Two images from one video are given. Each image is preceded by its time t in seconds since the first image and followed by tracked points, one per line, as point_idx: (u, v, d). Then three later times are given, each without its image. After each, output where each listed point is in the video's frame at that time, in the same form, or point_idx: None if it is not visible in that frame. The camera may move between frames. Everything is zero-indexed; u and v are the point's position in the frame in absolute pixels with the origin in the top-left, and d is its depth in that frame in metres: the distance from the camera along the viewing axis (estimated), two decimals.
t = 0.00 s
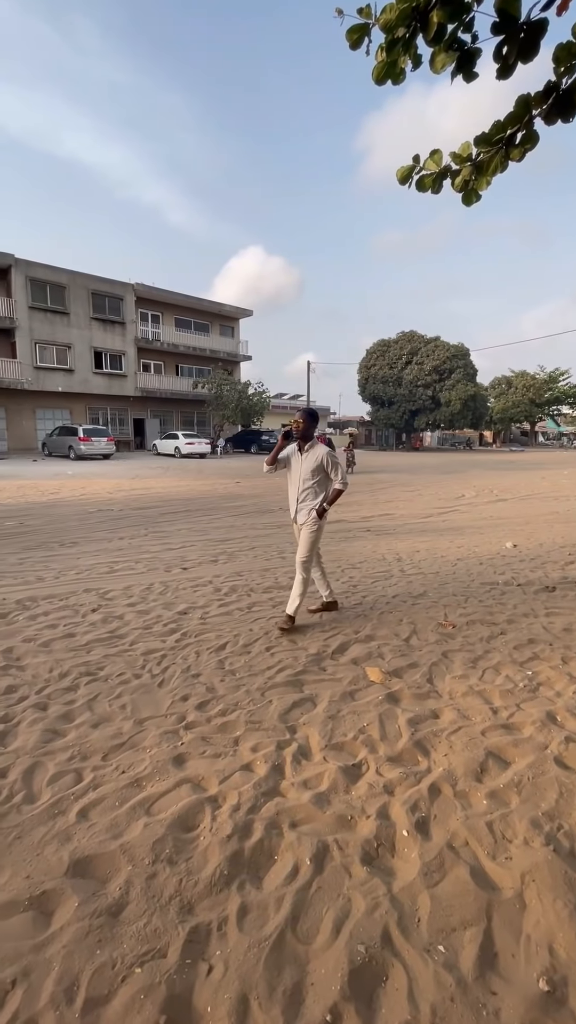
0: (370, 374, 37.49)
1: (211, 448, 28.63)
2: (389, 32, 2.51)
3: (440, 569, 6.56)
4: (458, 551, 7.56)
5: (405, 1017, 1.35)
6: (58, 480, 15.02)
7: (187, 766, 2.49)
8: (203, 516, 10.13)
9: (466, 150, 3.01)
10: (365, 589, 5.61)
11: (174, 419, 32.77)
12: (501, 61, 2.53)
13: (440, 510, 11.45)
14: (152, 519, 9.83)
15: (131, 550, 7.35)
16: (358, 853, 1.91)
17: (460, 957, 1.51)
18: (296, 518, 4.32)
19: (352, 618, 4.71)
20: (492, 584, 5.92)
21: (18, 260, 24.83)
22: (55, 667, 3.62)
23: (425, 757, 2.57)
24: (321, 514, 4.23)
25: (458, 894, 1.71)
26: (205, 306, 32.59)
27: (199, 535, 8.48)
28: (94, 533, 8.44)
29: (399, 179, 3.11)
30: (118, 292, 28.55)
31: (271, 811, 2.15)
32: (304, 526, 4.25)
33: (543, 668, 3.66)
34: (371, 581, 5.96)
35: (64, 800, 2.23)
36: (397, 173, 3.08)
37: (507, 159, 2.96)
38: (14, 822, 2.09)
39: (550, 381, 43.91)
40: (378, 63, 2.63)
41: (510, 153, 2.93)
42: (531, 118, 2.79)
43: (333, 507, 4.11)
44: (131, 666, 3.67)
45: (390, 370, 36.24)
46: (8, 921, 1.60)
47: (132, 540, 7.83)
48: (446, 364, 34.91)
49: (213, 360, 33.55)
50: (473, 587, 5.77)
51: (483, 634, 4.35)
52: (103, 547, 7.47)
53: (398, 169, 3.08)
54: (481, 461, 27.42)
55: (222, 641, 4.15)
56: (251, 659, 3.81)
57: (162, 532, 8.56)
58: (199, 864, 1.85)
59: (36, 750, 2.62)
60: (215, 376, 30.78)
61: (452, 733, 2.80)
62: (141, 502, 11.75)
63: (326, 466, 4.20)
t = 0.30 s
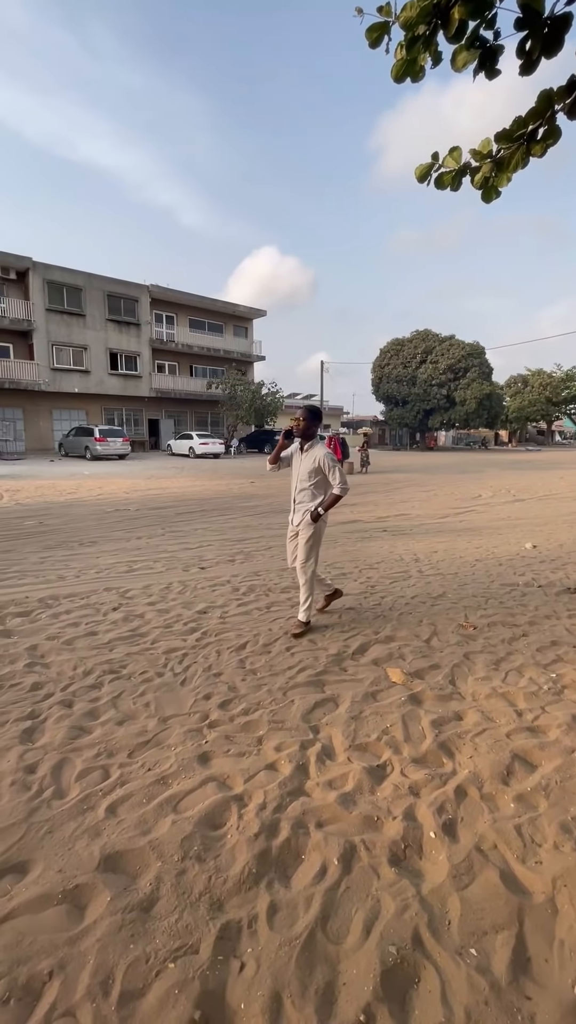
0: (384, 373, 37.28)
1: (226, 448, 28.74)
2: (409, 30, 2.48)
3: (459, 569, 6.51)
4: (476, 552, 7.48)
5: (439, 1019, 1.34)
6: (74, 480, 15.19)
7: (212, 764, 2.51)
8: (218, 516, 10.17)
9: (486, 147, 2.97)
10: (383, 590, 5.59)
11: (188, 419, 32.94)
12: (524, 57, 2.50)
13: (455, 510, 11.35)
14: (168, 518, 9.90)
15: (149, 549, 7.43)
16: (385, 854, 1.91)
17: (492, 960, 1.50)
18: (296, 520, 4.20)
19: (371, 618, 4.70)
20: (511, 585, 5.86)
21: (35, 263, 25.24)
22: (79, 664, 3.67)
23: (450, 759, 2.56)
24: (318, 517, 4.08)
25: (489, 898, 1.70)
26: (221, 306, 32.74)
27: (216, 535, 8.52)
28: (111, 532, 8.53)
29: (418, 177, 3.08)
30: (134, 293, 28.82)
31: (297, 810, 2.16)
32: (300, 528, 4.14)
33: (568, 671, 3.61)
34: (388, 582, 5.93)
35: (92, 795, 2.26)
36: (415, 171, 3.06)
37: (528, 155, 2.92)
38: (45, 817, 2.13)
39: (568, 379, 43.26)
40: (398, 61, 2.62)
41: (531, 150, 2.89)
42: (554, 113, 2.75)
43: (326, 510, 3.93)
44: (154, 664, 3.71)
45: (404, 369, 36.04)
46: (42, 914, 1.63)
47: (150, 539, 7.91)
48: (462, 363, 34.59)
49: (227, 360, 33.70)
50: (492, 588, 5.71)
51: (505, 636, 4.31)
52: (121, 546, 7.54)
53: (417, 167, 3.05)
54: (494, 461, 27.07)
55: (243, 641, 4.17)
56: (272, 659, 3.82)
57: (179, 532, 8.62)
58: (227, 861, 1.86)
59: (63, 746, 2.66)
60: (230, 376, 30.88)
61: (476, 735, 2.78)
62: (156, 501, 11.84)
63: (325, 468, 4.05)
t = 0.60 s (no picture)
0: (399, 371, 36.99)
1: (241, 447, 28.82)
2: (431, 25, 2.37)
3: (479, 569, 6.44)
4: (497, 552, 7.39)
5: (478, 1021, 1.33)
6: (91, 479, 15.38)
7: (239, 761, 2.53)
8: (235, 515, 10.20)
9: (508, 140, 2.77)
10: (403, 590, 5.55)
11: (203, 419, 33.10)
12: (550, 49, 2.45)
13: (471, 509, 11.22)
14: (184, 517, 9.96)
15: (168, 548, 7.47)
16: (417, 853, 1.90)
17: (530, 962, 1.48)
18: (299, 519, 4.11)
19: (392, 618, 4.67)
20: (532, 586, 5.78)
21: (54, 266, 25.62)
22: (105, 661, 3.72)
23: (478, 760, 2.53)
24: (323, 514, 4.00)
25: (524, 900, 1.69)
26: (237, 307, 32.84)
27: (233, 534, 8.55)
28: (130, 531, 8.62)
29: (437, 173, 2.77)
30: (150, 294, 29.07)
31: (327, 809, 2.16)
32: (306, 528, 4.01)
33: None
34: (409, 582, 5.89)
35: (123, 790, 2.29)
36: (435, 167, 2.75)
37: (552, 148, 2.75)
38: (77, 810, 2.16)
39: None
40: (418, 57, 2.52)
41: (555, 143, 2.71)
42: None
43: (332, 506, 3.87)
44: (178, 661, 3.74)
45: (420, 367, 35.76)
46: (79, 906, 1.66)
47: (169, 538, 7.96)
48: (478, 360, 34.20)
49: (241, 359, 33.83)
50: (513, 589, 5.64)
51: (529, 637, 4.25)
52: (141, 545, 7.61)
53: (436, 163, 2.74)
54: (510, 460, 26.64)
55: (265, 639, 4.18)
56: (295, 657, 3.83)
57: (196, 531, 8.67)
58: (259, 858, 1.87)
59: (92, 741, 2.70)
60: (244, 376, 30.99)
61: (505, 736, 2.75)
62: (172, 500, 11.93)
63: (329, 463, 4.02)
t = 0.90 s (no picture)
0: (413, 370, 36.67)
1: (254, 447, 28.86)
2: (451, 18, 2.25)
3: (497, 570, 6.37)
4: (517, 552, 7.29)
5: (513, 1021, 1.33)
6: (106, 479, 15.54)
7: (263, 759, 2.53)
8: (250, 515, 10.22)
9: (529, 134, 2.63)
10: (422, 590, 5.52)
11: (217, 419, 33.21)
12: (572, 39, 2.41)
13: (486, 508, 11.09)
14: (200, 517, 10.01)
15: (185, 547, 7.51)
16: (445, 853, 1.89)
17: (564, 964, 1.47)
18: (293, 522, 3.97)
19: (412, 618, 4.65)
20: (551, 586, 5.70)
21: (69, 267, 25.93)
22: (128, 659, 3.76)
23: (504, 761, 2.51)
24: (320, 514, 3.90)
25: (555, 903, 1.67)
26: (251, 306, 32.90)
27: (249, 533, 8.57)
28: (147, 530, 8.69)
29: (456, 168, 2.61)
30: (164, 295, 29.25)
31: (352, 807, 2.16)
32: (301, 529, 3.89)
33: None
34: (427, 582, 5.84)
35: (150, 786, 2.31)
36: (453, 161, 2.60)
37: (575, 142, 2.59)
38: (106, 805, 2.18)
39: None
40: (437, 53, 2.38)
41: None
42: None
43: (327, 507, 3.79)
44: (199, 659, 3.76)
45: (434, 365, 35.45)
46: (112, 898, 1.69)
47: (187, 536, 8.00)
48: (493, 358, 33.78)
49: (254, 359, 33.91)
50: (533, 589, 5.57)
51: (552, 637, 4.19)
52: (158, 544, 7.67)
53: (454, 158, 2.60)
54: (526, 459, 26.24)
55: (285, 638, 4.19)
56: (315, 656, 3.83)
57: (212, 530, 8.70)
58: (287, 855, 1.88)
59: (118, 737, 2.73)
60: (258, 376, 31.06)
61: (530, 737, 2.72)
62: (187, 499, 12.00)
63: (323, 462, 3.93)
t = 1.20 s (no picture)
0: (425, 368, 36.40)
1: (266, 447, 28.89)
2: (469, 13, 2.14)
3: (514, 569, 6.31)
4: (533, 551, 7.21)
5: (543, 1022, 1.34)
6: (120, 477, 15.67)
7: (284, 756, 2.54)
8: (263, 513, 10.24)
9: (548, 126, 2.54)
10: (438, 589, 5.49)
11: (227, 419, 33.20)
12: None
13: (499, 507, 10.99)
14: (213, 515, 10.05)
15: (200, 546, 7.55)
16: (470, 852, 1.89)
17: None
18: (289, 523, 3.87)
19: (429, 618, 4.62)
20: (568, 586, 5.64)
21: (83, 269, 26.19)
22: (147, 656, 3.79)
23: (527, 761, 2.50)
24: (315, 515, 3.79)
25: None
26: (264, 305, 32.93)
27: (262, 532, 8.58)
28: (161, 529, 8.74)
29: (472, 165, 2.42)
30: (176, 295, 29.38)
31: (375, 804, 2.17)
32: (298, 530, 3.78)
33: None
34: (443, 581, 5.80)
35: (173, 781, 2.34)
36: (470, 158, 2.41)
37: None
38: (130, 799, 2.21)
39: None
40: (454, 48, 2.26)
41: None
42: None
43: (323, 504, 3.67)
44: (217, 657, 3.78)
45: (446, 363, 35.18)
46: (139, 892, 1.73)
47: (202, 533, 8.04)
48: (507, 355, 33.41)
49: (264, 358, 33.94)
50: (550, 589, 5.51)
51: (571, 638, 4.15)
52: (173, 543, 7.72)
53: (470, 153, 2.41)
54: (539, 458, 25.93)
55: (302, 637, 4.19)
56: (333, 655, 3.83)
57: (227, 529, 8.74)
58: (310, 851, 1.90)
59: (140, 733, 2.76)
60: (269, 376, 31.14)
61: (552, 737, 2.70)
62: (199, 498, 12.05)
63: (320, 461, 3.84)
